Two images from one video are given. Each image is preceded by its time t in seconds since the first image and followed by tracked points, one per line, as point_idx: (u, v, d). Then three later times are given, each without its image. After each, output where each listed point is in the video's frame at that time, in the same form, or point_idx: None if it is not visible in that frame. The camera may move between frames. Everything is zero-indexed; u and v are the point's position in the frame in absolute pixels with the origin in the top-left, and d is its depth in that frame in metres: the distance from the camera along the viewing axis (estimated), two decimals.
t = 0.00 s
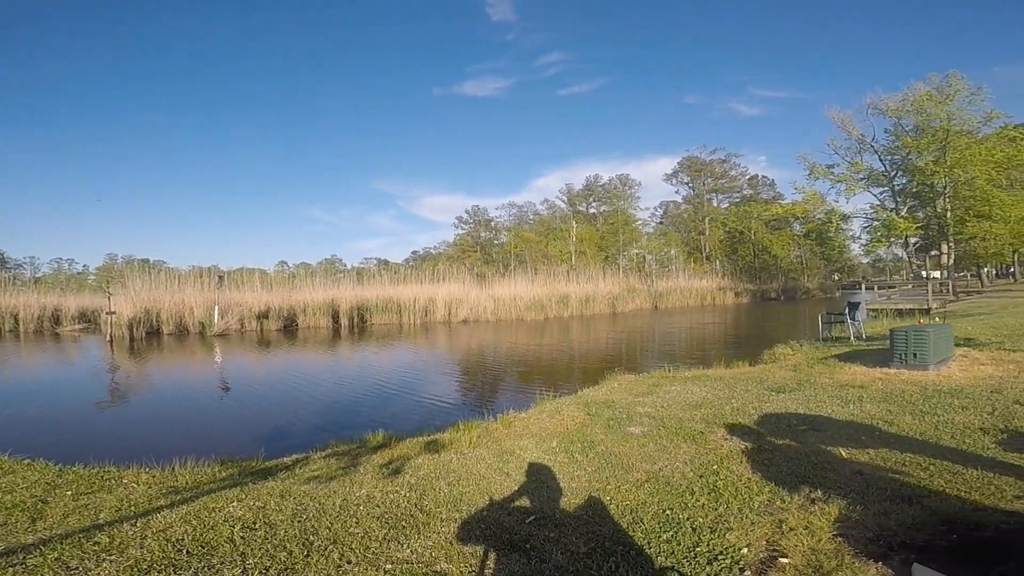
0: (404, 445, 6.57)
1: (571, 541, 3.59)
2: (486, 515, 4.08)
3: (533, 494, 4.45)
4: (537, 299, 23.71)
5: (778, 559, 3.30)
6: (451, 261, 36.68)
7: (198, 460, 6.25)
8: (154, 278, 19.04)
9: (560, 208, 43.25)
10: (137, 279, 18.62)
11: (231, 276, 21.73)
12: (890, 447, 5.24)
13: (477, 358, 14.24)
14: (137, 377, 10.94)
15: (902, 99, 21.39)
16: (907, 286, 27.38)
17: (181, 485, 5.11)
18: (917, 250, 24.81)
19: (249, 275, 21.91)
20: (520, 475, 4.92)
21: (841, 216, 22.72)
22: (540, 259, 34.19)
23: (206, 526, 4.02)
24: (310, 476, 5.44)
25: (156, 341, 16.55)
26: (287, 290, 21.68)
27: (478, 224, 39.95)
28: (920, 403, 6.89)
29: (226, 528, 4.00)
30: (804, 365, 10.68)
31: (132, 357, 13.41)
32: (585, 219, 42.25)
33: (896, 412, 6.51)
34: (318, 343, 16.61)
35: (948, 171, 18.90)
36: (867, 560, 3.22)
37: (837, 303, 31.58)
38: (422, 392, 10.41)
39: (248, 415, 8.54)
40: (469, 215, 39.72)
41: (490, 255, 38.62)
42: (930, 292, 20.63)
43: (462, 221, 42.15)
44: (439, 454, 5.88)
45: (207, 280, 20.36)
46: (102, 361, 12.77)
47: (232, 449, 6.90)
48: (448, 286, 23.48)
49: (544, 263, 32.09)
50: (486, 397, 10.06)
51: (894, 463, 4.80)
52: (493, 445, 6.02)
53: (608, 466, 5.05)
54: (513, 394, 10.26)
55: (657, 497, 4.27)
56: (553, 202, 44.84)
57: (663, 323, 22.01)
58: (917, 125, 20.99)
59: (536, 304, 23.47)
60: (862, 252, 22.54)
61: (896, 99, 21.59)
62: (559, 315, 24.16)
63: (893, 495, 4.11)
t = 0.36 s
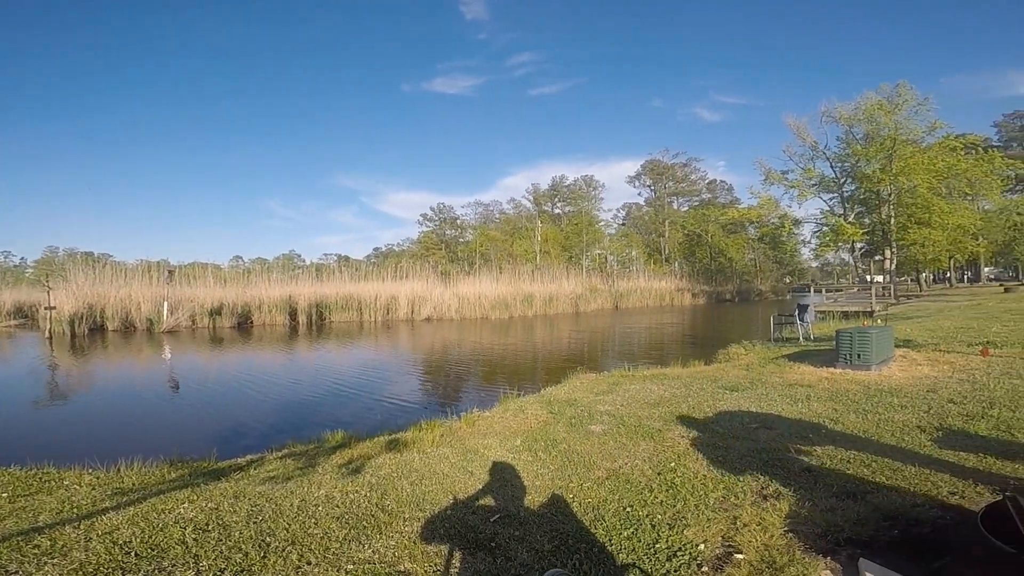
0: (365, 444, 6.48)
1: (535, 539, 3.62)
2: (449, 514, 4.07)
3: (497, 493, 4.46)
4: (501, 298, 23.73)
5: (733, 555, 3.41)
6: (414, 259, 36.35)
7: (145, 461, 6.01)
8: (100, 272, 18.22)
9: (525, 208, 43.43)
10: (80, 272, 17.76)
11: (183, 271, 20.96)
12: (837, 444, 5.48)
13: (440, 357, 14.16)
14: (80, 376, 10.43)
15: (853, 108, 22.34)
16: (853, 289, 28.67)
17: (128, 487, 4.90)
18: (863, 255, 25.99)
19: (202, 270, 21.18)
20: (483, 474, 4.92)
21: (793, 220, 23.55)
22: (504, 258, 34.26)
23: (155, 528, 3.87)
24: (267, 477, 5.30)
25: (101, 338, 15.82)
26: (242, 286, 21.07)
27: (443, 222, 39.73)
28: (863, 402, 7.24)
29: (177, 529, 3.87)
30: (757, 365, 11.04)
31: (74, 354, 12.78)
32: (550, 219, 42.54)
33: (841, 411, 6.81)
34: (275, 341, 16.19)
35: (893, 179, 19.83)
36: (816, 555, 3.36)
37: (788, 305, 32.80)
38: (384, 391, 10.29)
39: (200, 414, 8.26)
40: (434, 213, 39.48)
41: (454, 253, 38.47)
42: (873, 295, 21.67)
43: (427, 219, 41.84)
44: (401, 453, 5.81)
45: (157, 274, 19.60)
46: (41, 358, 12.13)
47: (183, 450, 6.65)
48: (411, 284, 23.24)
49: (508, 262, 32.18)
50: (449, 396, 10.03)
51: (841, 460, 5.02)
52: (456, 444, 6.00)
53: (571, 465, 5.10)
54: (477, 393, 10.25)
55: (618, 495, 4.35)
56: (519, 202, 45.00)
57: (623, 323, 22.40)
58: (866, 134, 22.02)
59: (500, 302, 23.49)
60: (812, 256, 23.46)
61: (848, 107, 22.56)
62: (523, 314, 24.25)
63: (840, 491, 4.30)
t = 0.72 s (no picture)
0: (327, 451, 6.36)
1: (503, 542, 3.62)
2: (415, 519, 4.03)
3: (464, 497, 4.45)
4: (467, 302, 23.65)
5: (696, 554, 3.48)
6: (379, 262, 35.92)
7: (93, 469, 5.75)
8: (43, 274, 17.39)
9: (492, 212, 43.50)
10: (22, 274, 16.90)
11: (134, 273, 20.17)
12: (791, 444, 5.68)
13: (404, 361, 14.01)
14: (21, 381, 9.91)
15: (807, 117, 23.24)
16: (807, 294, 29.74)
17: (74, 494, 4.69)
18: (815, 262, 26.98)
19: (154, 273, 20.40)
20: (450, 478, 4.90)
21: (749, 227, 24.27)
22: (471, 261, 34.21)
23: (105, 536, 3.71)
24: (224, 483, 5.15)
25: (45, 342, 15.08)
26: (197, 289, 20.42)
27: (408, 225, 39.32)
28: (815, 403, 7.52)
29: (129, 537, 3.72)
30: (715, 367, 11.33)
31: (15, 359, 12.14)
32: (516, 223, 42.74)
33: (795, 411, 7.06)
34: (232, 346, 15.73)
35: (843, 186, 20.43)
36: (774, 553, 3.47)
37: (745, 309, 33.75)
38: (347, 396, 10.13)
39: (152, 421, 7.95)
40: (400, 215, 39.14)
41: (420, 257, 38.20)
42: (824, 300, 22.54)
43: (392, 221, 41.44)
44: (364, 459, 5.73)
45: (106, 276, 18.81)
46: None
47: (133, 457, 6.40)
48: (375, 288, 22.95)
49: (474, 266, 32.16)
50: (414, 401, 9.93)
51: (797, 459, 5.20)
52: (422, 449, 5.95)
53: (538, 468, 5.12)
54: (442, 398, 10.18)
55: (584, 497, 4.39)
56: (486, 206, 45.09)
57: (587, 327, 22.63)
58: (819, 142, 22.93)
59: (466, 306, 23.40)
60: (767, 261, 24.23)
61: (802, 116, 23.47)
62: (490, 318, 24.22)
63: (796, 490, 4.45)
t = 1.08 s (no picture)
0: (293, 454, 6.23)
1: (476, 544, 3.61)
2: (386, 521, 3.99)
3: (435, 499, 4.42)
4: (438, 304, 23.48)
5: (665, 554, 3.54)
6: (348, 263, 35.46)
7: (45, 473, 5.52)
8: None
9: (464, 214, 43.42)
10: None
11: (89, 273, 19.42)
12: (755, 443, 5.82)
13: (373, 364, 13.84)
14: None
15: (772, 122, 23.90)
16: (770, 296, 30.57)
17: (24, 500, 4.49)
18: (778, 265, 27.73)
19: (111, 273, 19.66)
20: (421, 480, 4.86)
21: (715, 230, 24.81)
22: (442, 263, 34.04)
23: (60, 541, 3.57)
24: (186, 488, 5.00)
25: None
26: (156, 290, 19.78)
27: (378, 226, 39.01)
28: (778, 403, 7.73)
29: (85, 542, 3.58)
30: (682, 368, 11.54)
31: None
32: (488, 225, 42.77)
33: (759, 411, 7.24)
34: (193, 349, 15.28)
35: (805, 191, 21.28)
36: (740, 552, 3.55)
37: (711, 311, 34.41)
38: (314, 399, 9.96)
39: (108, 425, 7.67)
40: (369, 216, 38.70)
41: (389, 258, 37.84)
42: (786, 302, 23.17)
43: (361, 222, 40.97)
44: (332, 462, 5.64)
45: (59, 276, 18.09)
46: None
47: (89, 462, 6.17)
48: (343, 290, 22.61)
49: (446, 267, 32.01)
50: (383, 403, 9.83)
51: (760, 459, 5.33)
52: (393, 451, 5.90)
53: (509, 469, 5.13)
54: (412, 400, 10.09)
55: (556, 498, 4.42)
56: (458, 208, 44.98)
57: (557, 329, 22.74)
58: (782, 147, 23.59)
59: (436, 308, 23.23)
60: (732, 264, 24.79)
61: (767, 122, 24.11)
62: (461, 320, 24.08)
63: (760, 489, 4.56)
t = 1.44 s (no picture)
0: (262, 454, 6.12)
1: (452, 544, 3.61)
2: (358, 522, 3.95)
3: (409, 500, 4.39)
4: (412, 303, 23.31)
5: (638, 553, 3.58)
6: (321, 261, 35.02)
7: None
8: None
9: (441, 213, 43.28)
10: None
11: (50, 268, 18.79)
12: (724, 444, 5.94)
13: (345, 363, 13.67)
14: None
15: (746, 129, 24.39)
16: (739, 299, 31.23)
17: None
18: (748, 269, 28.32)
19: (73, 267, 19.05)
20: (394, 480, 4.83)
21: (688, 234, 25.22)
22: (418, 262, 33.88)
23: (15, 544, 3.44)
24: (150, 488, 4.87)
25: None
26: (120, 286, 19.24)
27: (353, 223, 38.87)
28: (745, 404, 7.89)
29: (43, 544, 3.46)
30: (655, 369, 11.70)
31: None
32: (466, 224, 42.76)
33: (728, 412, 7.38)
34: (158, 347, 14.90)
35: (775, 197, 21.89)
36: (711, 551, 3.61)
37: (684, 314, 34.94)
38: (284, 399, 9.80)
39: (67, 425, 7.42)
40: (344, 213, 38.30)
41: (364, 256, 37.49)
42: (755, 305, 23.68)
43: (335, 219, 40.50)
44: (303, 462, 5.56)
45: (17, 271, 17.45)
46: None
47: (47, 463, 5.97)
48: (315, 287, 22.31)
49: (421, 266, 31.86)
50: (356, 403, 9.73)
51: (729, 459, 5.43)
52: (365, 451, 5.84)
53: (484, 469, 5.13)
54: (385, 400, 9.99)
55: (531, 497, 4.43)
56: (435, 207, 44.83)
57: (533, 329, 22.82)
58: (755, 153, 24.10)
59: (411, 308, 23.05)
60: (704, 268, 25.22)
61: (741, 128, 24.60)
62: (436, 320, 23.95)
63: (730, 489, 4.65)
